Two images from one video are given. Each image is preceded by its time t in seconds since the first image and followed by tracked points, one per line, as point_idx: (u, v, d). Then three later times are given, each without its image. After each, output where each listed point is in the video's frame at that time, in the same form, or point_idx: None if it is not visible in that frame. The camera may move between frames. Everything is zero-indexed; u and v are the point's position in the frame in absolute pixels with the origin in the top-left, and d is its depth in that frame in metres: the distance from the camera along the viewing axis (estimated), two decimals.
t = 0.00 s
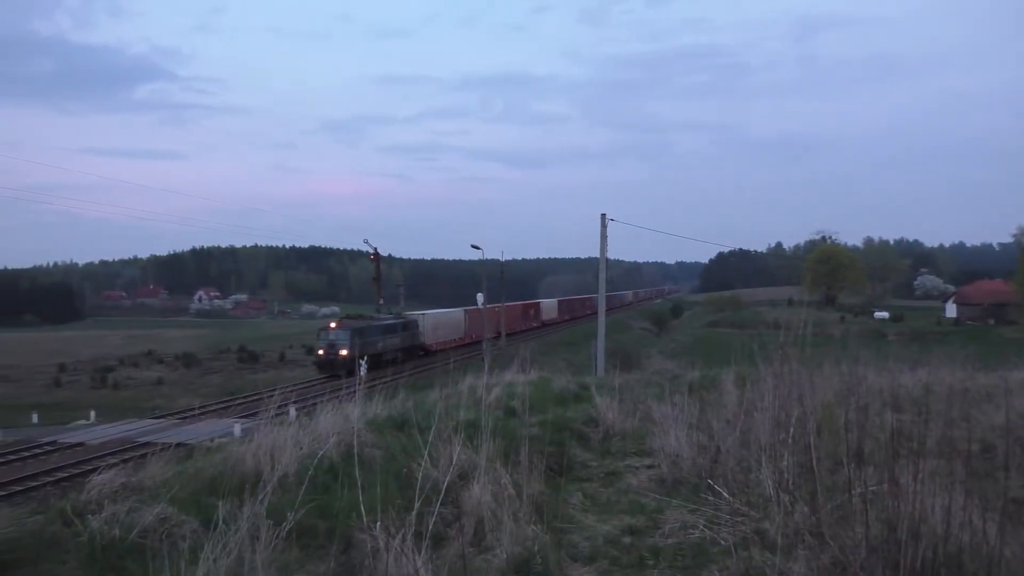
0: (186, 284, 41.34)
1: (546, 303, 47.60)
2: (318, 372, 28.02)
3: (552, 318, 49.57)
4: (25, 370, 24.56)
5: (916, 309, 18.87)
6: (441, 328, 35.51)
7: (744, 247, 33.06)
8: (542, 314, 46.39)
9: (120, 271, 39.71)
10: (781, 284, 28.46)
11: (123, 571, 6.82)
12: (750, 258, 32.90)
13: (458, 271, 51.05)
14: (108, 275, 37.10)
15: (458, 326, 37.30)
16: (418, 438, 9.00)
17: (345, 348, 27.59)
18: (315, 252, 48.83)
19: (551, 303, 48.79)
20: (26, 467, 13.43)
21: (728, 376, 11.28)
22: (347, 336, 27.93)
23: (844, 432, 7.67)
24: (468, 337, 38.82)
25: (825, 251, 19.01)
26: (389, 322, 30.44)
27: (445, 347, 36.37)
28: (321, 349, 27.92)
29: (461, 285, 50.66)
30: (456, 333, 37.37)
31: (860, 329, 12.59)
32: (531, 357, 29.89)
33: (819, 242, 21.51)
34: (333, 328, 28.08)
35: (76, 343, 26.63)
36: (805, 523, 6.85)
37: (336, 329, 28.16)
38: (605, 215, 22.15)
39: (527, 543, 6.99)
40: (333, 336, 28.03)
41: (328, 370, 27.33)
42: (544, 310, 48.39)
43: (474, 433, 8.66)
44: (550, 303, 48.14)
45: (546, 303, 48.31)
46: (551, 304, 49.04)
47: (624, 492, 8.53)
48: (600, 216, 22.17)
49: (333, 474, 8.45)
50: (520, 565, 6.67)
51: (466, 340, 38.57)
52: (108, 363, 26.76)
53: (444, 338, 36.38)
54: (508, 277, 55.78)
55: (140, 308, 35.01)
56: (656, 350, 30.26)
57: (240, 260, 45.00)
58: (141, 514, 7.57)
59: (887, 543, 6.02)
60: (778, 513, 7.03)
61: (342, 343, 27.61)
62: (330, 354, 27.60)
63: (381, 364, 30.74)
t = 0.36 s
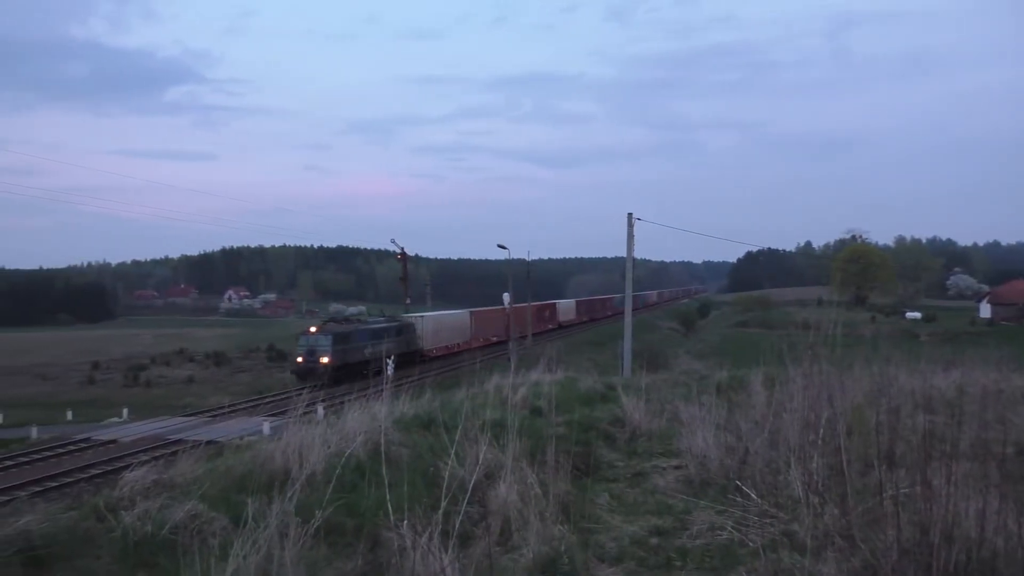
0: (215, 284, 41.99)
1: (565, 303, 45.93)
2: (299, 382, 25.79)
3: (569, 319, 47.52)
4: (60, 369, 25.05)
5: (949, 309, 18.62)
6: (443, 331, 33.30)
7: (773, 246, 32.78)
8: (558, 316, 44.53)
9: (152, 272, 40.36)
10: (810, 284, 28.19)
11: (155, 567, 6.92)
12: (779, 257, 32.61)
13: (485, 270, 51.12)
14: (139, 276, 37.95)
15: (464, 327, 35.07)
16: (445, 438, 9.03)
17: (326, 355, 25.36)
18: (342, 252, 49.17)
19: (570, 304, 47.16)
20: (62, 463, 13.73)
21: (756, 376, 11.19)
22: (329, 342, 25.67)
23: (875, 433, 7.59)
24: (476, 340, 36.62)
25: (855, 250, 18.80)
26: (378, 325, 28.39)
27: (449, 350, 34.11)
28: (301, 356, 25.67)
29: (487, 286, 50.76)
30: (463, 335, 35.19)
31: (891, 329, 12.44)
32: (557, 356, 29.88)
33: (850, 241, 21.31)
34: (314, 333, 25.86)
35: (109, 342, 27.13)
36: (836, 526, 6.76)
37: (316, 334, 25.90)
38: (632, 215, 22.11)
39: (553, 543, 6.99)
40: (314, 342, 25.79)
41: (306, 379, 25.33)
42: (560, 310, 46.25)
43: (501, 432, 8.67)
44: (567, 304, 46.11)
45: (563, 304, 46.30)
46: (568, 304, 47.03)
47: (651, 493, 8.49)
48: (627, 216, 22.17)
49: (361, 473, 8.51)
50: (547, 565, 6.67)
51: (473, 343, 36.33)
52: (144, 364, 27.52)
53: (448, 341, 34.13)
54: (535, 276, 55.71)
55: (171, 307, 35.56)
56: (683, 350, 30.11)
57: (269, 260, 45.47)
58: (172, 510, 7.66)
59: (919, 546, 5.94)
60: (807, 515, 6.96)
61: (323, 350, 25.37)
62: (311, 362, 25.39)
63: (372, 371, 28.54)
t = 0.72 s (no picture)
0: (245, 284, 42.54)
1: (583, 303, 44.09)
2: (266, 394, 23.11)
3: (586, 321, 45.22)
4: (94, 367, 25.50)
5: (985, 310, 18.28)
6: (441, 336, 31.01)
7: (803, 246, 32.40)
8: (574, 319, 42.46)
9: (184, 272, 41.01)
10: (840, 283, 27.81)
11: (187, 563, 7.01)
12: (809, 257, 32.21)
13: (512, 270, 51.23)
14: (171, 276, 38.71)
15: (465, 332, 32.85)
16: (472, 437, 9.06)
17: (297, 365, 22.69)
18: (370, 252, 49.64)
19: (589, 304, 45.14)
20: (98, 459, 13.99)
21: (786, 377, 11.08)
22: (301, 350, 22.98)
23: (908, 436, 7.48)
24: (481, 345, 34.37)
25: (886, 249, 18.59)
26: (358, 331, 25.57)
27: (450, 357, 31.79)
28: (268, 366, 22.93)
29: (514, 285, 50.82)
30: (464, 341, 32.90)
31: (925, 330, 12.22)
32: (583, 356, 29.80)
33: (882, 240, 21.03)
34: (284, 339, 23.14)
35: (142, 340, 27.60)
36: (867, 528, 6.68)
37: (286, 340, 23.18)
38: (660, 214, 21.97)
39: (580, 543, 6.97)
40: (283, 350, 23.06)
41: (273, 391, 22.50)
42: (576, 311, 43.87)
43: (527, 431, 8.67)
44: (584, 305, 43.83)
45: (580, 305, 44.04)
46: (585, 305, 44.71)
47: (679, 493, 8.44)
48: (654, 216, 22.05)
49: (389, 472, 8.56)
50: (574, 565, 6.65)
51: (477, 349, 34.00)
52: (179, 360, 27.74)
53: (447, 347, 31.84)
54: (561, 276, 55.67)
55: (202, 306, 36.07)
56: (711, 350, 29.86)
57: (298, 259, 45.94)
58: (203, 507, 7.76)
59: (954, 550, 5.85)
60: (838, 518, 6.88)
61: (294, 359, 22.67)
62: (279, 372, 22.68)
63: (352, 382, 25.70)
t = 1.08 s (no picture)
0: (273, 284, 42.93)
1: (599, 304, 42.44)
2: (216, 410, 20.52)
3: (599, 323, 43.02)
4: (125, 366, 25.85)
5: (1020, 310, 17.99)
6: (431, 340, 28.81)
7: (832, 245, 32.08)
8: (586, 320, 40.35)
9: (213, 272, 41.42)
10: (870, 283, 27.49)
11: (217, 560, 7.09)
12: (837, 256, 31.88)
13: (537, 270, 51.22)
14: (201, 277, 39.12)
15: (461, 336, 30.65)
16: (497, 437, 9.08)
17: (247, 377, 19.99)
18: (393, 252, 50.37)
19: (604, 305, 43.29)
20: (128, 457, 14.16)
21: (814, 378, 11.00)
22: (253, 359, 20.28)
23: (938, 437, 7.38)
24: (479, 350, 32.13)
25: (916, 248, 18.36)
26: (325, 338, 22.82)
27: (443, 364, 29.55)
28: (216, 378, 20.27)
29: (539, 285, 50.77)
30: (459, 345, 30.69)
31: (956, 330, 12.08)
32: (608, 356, 29.74)
33: (913, 240, 20.82)
34: (233, 347, 20.46)
35: (172, 338, 27.91)
36: (898, 530, 6.59)
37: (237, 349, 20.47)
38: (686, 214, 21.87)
39: (606, 543, 6.94)
40: (233, 359, 20.38)
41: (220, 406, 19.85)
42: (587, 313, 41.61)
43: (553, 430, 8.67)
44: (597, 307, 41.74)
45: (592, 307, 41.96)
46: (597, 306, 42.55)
47: (706, 494, 8.39)
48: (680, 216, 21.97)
49: (414, 471, 8.60)
50: (600, 565, 6.64)
51: (474, 354, 31.73)
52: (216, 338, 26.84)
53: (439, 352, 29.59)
54: (586, 276, 55.52)
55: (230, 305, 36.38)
56: (738, 351, 29.65)
57: (325, 259, 46.24)
58: (232, 504, 7.85)
59: (988, 554, 5.76)
60: (867, 520, 6.80)
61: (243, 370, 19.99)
62: (227, 385, 19.99)
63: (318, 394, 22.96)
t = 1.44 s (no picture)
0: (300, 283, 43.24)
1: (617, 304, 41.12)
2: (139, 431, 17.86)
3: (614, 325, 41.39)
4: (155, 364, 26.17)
5: None
6: (411, 346, 26.79)
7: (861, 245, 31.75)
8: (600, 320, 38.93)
9: (241, 271, 41.80)
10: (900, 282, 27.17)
11: (245, 557, 7.17)
12: (866, 255, 31.52)
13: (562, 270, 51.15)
14: (229, 276, 39.50)
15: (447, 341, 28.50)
16: (522, 437, 9.10)
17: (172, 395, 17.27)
18: (419, 252, 50.61)
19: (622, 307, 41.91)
20: (158, 454, 14.37)
21: (843, 379, 10.90)
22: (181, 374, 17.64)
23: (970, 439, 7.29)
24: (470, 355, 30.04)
25: (948, 247, 18.14)
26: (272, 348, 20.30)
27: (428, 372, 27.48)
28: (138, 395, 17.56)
29: (563, 284, 50.66)
30: (446, 351, 28.60)
31: (990, 331, 11.90)
32: (633, 356, 29.64)
33: (945, 239, 20.57)
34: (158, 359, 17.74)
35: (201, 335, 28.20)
36: (929, 534, 6.50)
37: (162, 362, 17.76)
38: (713, 213, 21.77)
39: (631, 544, 6.92)
40: (158, 373, 17.67)
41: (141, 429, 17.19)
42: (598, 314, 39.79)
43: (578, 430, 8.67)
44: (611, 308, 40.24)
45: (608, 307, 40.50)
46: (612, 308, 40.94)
47: (732, 496, 8.33)
48: (706, 216, 21.88)
49: (439, 470, 8.63)
50: (625, 565, 6.62)
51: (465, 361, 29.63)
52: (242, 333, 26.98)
53: (423, 358, 27.57)
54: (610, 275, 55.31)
55: (258, 304, 36.49)
56: (765, 351, 29.42)
57: (350, 259, 46.52)
58: (260, 502, 7.93)
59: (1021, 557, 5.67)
60: (897, 522, 6.72)
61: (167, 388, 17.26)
62: (149, 404, 17.27)
63: (265, 410, 20.49)
